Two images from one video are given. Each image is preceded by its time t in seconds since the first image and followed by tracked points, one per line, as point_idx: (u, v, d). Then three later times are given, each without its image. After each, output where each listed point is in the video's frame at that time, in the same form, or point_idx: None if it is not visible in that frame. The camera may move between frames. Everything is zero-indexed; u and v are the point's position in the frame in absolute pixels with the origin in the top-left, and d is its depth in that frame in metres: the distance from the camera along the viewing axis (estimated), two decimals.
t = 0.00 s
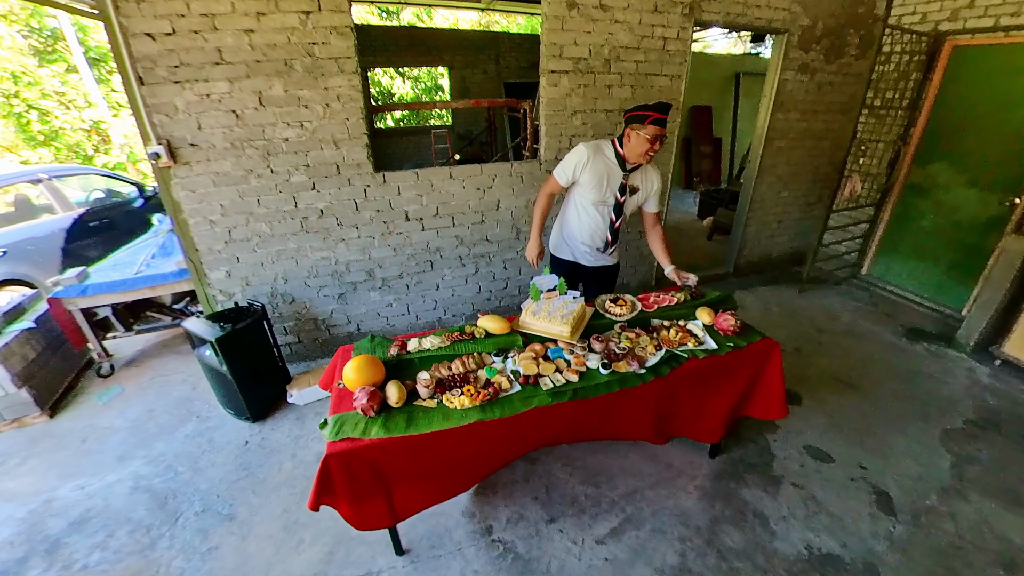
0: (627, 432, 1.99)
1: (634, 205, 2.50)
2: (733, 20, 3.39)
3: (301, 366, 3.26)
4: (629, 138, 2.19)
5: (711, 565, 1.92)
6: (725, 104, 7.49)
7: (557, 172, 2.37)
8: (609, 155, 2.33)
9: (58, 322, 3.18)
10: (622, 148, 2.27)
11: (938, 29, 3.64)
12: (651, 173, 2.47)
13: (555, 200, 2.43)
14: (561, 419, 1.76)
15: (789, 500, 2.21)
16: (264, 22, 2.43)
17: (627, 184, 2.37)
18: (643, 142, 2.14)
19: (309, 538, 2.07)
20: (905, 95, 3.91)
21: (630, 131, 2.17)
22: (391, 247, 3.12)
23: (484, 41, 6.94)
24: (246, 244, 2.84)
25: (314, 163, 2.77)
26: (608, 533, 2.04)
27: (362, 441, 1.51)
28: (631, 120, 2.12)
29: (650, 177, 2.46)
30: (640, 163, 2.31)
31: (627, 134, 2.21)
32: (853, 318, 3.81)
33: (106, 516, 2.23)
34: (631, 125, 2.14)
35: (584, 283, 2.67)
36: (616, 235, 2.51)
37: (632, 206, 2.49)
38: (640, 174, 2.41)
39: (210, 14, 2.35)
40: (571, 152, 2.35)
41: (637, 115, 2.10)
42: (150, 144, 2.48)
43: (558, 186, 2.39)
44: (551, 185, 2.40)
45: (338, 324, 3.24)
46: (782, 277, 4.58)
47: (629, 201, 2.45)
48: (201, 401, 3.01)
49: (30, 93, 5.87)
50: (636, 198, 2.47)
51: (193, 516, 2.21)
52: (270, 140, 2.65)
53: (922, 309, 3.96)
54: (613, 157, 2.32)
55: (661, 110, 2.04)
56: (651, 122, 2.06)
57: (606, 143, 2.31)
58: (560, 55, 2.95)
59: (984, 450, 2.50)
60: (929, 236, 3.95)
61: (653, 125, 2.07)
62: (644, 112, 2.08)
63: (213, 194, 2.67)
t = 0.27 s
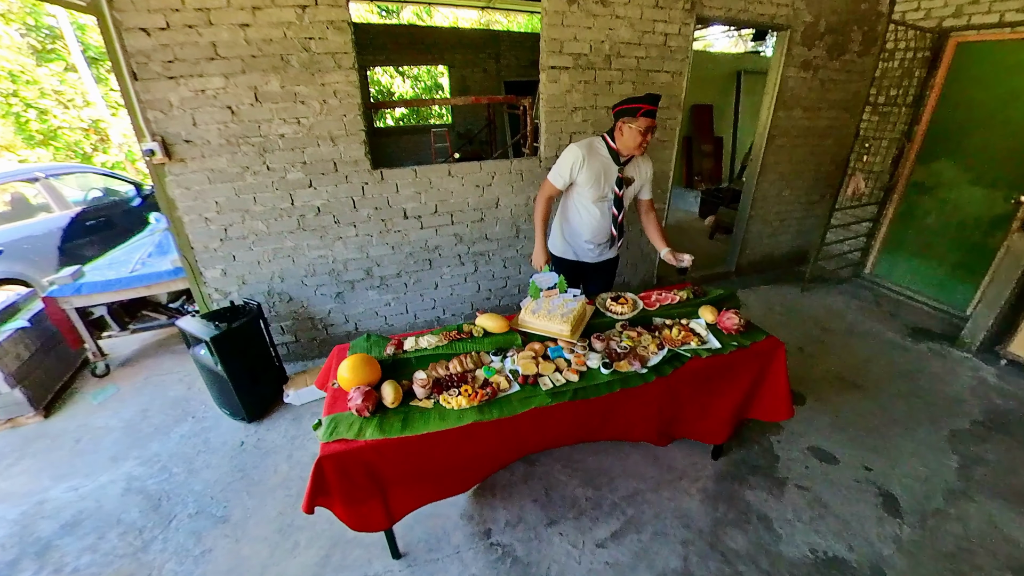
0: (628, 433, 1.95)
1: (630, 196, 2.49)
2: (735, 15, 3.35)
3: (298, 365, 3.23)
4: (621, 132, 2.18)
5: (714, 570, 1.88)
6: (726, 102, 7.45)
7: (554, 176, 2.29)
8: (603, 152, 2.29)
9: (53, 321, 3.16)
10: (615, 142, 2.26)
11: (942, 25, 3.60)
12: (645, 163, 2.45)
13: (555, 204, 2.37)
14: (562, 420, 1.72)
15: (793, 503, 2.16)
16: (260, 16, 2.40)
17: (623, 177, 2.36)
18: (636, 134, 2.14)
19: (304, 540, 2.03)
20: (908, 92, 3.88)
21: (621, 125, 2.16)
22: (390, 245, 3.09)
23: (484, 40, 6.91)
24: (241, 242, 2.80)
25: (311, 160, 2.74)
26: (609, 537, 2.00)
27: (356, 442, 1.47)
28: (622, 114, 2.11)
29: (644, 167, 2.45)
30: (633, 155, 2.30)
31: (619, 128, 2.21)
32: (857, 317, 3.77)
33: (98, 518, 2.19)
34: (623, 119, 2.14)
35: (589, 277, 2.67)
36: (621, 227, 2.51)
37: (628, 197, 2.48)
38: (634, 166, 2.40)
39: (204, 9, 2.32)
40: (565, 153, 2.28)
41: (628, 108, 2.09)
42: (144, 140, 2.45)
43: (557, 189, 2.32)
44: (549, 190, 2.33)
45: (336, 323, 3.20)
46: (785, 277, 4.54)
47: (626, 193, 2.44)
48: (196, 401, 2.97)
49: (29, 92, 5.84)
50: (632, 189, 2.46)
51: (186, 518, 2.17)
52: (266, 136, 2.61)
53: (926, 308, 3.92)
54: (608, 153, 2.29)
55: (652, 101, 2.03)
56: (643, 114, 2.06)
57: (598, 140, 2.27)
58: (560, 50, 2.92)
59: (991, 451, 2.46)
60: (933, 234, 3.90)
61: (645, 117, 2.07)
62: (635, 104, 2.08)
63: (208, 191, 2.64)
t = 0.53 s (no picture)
0: (626, 433, 1.94)
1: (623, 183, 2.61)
2: (734, 15, 3.35)
3: (296, 366, 3.22)
4: (614, 128, 2.22)
5: (711, 571, 1.87)
6: (726, 102, 7.45)
7: (562, 187, 2.27)
8: (601, 152, 2.33)
9: (52, 321, 3.16)
10: (610, 138, 2.30)
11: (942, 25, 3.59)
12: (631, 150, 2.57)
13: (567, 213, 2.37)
14: (559, 420, 1.71)
15: (791, 504, 2.16)
16: (257, 16, 2.39)
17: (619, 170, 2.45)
18: (630, 128, 2.19)
19: (301, 541, 2.02)
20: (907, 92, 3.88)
21: (614, 121, 2.20)
22: (387, 245, 3.08)
23: (484, 40, 6.91)
24: (239, 242, 2.80)
25: (309, 160, 2.73)
26: (606, 537, 2.00)
27: (351, 442, 1.47)
28: (615, 111, 2.15)
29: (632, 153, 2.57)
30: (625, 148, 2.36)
31: (611, 124, 2.25)
32: (856, 318, 3.76)
33: (94, 519, 2.19)
34: (615, 116, 2.18)
35: (593, 267, 2.78)
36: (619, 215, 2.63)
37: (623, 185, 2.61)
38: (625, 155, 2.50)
39: (202, 9, 2.31)
40: (568, 162, 2.26)
41: (620, 105, 2.12)
42: (142, 140, 2.45)
43: (567, 199, 2.32)
44: (559, 201, 2.31)
45: (334, 323, 3.20)
46: (784, 277, 4.54)
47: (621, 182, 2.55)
48: (194, 401, 2.97)
49: (28, 92, 5.84)
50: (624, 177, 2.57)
51: (183, 518, 2.16)
52: (264, 136, 2.61)
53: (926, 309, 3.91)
54: (604, 151, 2.34)
55: (643, 96, 2.07)
56: (636, 108, 2.10)
57: (593, 141, 2.29)
58: (559, 50, 2.91)
59: (991, 453, 2.45)
60: (933, 235, 3.89)
61: (639, 111, 2.11)
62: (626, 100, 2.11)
63: (206, 191, 2.63)
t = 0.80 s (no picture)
0: (622, 434, 1.95)
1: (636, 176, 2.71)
2: (732, 17, 3.36)
3: (295, 366, 3.24)
4: (631, 126, 2.34)
5: (707, 571, 1.88)
6: (725, 103, 7.46)
7: (592, 185, 2.32)
8: (624, 148, 2.40)
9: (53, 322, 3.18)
10: (628, 136, 2.39)
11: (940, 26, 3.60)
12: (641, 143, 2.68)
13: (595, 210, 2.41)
14: (555, 421, 1.72)
15: (787, 504, 2.17)
16: (257, 19, 2.41)
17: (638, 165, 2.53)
18: (646, 126, 2.31)
19: (300, 540, 2.04)
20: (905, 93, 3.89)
21: (633, 119, 2.31)
22: (386, 246, 3.09)
23: (484, 41, 6.92)
24: (239, 243, 2.81)
25: (308, 161, 2.75)
26: (602, 537, 2.01)
27: (349, 443, 1.48)
28: (633, 110, 2.27)
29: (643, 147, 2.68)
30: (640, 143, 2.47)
31: (628, 122, 2.35)
32: (854, 318, 3.77)
33: (95, 518, 2.20)
34: (633, 114, 2.29)
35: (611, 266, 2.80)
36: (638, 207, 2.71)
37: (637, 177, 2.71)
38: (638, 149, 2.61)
39: (202, 11, 2.33)
40: (595, 158, 2.31)
41: (638, 104, 2.23)
42: (142, 142, 2.46)
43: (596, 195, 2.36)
44: (589, 199, 2.36)
45: (333, 324, 3.21)
46: (783, 277, 4.54)
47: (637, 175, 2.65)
48: (193, 401, 2.98)
49: (29, 92, 5.86)
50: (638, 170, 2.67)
51: (182, 518, 2.18)
52: (263, 138, 2.62)
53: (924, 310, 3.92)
54: (626, 147, 2.41)
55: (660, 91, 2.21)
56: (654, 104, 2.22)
57: (615, 138, 2.36)
58: (557, 52, 2.92)
59: (987, 453, 2.46)
60: (930, 236, 3.90)
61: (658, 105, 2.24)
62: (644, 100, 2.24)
63: (205, 192, 2.65)
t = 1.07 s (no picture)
0: (621, 435, 1.97)
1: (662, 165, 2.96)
2: (731, 18, 3.37)
3: (296, 366, 3.25)
4: (659, 121, 2.61)
5: (705, 570, 1.89)
6: (725, 104, 7.47)
7: (637, 178, 2.55)
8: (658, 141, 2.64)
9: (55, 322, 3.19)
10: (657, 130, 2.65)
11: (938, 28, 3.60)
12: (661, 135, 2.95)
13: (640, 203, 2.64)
14: (554, 421, 1.73)
15: (786, 504, 2.18)
16: (258, 21, 2.42)
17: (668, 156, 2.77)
18: (671, 120, 2.60)
19: (300, 539, 2.05)
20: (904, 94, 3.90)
21: (661, 115, 2.59)
22: (386, 246, 3.11)
23: (484, 42, 6.93)
24: (240, 244, 2.83)
25: (309, 163, 2.76)
26: (601, 537, 2.02)
27: (349, 443, 1.49)
28: (661, 106, 2.55)
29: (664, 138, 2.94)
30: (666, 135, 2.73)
31: (656, 118, 2.62)
32: (853, 319, 3.78)
33: (97, 517, 2.22)
34: (661, 110, 2.58)
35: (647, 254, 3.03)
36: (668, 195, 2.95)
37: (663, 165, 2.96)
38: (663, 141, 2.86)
39: (203, 14, 2.34)
40: (636, 154, 2.54)
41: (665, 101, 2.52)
42: (144, 143, 2.47)
43: (639, 188, 2.59)
44: (636, 191, 2.58)
45: (334, 324, 3.22)
46: (782, 278, 4.55)
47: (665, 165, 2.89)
48: (194, 401, 3.00)
49: (30, 93, 5.87)
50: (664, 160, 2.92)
51: (184, 517, 2.19)
52: (264, 139, 2.64)
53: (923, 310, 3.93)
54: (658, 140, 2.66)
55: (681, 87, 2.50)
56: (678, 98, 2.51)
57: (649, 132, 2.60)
58: (556, 54, 2.94)
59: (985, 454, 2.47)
60: (929, 236, 3.91)
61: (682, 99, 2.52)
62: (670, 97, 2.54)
63: (207, 194, 2.66)
